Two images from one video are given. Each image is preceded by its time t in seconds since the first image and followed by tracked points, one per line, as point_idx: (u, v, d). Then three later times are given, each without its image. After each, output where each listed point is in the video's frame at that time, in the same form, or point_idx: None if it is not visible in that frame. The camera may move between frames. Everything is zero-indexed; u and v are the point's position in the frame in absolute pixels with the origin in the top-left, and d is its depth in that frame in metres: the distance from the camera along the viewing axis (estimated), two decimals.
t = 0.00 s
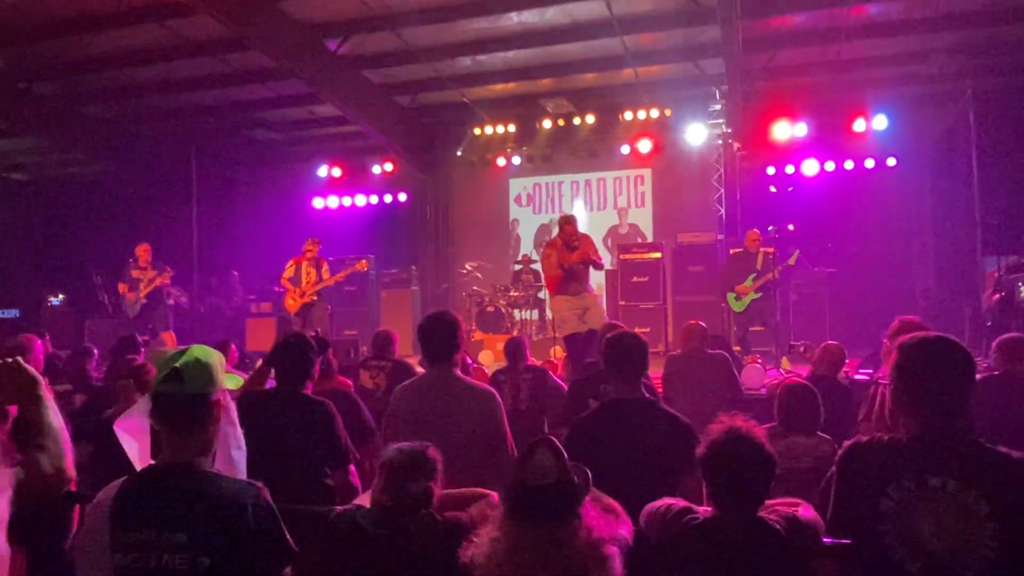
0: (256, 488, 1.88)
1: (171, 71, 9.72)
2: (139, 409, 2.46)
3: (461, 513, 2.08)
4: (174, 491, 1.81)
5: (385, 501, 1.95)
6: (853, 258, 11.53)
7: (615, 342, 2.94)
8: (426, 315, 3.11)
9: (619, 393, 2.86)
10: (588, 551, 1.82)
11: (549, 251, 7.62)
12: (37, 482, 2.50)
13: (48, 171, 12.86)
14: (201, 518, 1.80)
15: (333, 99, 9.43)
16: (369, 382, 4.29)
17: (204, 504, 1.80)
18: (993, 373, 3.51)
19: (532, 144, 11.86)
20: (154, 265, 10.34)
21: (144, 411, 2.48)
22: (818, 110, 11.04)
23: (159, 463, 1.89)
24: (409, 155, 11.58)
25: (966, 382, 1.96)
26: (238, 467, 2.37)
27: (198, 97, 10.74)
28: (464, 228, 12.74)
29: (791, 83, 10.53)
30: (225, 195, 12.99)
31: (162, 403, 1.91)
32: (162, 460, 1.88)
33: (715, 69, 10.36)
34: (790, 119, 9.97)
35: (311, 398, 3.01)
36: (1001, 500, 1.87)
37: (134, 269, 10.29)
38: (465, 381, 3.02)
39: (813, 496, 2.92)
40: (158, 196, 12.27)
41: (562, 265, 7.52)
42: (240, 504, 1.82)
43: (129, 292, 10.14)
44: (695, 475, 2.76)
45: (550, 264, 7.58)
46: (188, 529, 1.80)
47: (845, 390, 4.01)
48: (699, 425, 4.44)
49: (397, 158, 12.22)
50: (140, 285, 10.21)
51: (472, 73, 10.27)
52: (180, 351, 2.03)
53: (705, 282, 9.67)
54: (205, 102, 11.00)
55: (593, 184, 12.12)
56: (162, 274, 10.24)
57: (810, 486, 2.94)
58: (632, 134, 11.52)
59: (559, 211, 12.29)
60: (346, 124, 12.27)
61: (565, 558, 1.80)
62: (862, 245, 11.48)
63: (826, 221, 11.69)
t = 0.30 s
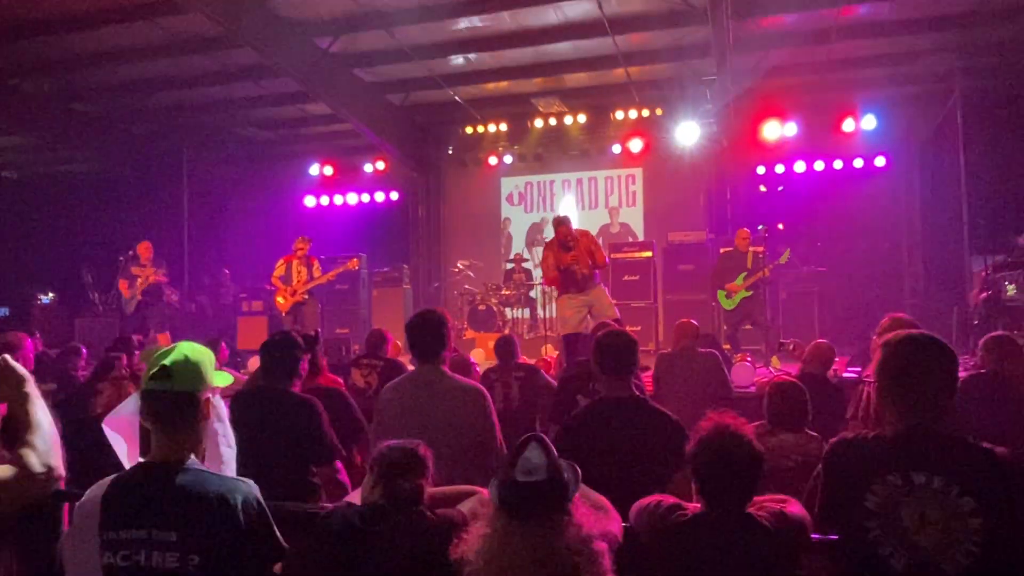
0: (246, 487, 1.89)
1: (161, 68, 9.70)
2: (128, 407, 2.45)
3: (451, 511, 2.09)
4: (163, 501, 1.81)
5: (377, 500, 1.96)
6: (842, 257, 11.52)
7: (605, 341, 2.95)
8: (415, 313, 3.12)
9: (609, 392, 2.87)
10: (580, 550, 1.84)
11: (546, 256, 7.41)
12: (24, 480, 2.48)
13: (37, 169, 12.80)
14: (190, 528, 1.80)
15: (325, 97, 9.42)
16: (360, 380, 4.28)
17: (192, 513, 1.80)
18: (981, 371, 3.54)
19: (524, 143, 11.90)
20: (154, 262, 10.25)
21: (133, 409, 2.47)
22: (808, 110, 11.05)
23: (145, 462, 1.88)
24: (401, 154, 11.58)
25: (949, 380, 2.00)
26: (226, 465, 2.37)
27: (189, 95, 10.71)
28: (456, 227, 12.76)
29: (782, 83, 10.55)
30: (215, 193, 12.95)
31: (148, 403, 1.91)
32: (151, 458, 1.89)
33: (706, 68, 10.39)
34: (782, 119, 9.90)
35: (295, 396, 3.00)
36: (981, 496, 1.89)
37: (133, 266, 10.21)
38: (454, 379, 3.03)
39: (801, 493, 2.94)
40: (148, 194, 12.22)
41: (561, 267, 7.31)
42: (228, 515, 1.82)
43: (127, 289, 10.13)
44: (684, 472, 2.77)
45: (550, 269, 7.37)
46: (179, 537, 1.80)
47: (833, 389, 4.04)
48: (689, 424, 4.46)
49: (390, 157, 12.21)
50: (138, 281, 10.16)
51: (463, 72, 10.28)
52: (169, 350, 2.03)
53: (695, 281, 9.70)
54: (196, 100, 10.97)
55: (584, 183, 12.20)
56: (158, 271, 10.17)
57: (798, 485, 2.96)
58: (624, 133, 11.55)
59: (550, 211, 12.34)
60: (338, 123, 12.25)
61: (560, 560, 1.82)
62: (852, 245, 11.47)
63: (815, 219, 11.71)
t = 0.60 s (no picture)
0: (230, 489, 1.88)
1: (144, 68, 9.64)
2: (107, 410, 2.42)
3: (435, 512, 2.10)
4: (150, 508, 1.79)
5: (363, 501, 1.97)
6: (822, 258, 11.72)
7: (589, 342, 2.95)
8: (396, 315, 3.11)
9: (594, 393, 2.88)
10: (562, 550, 1.84)
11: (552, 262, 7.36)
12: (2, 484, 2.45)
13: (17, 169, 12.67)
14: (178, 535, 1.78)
15: (309, 97, 9.38)
16: (344, 382, 4.26)
17: (181, 520, 1.79)
18: (961, 370, 3.57)
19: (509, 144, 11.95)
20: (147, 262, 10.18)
21: (112, 412, 2.44)
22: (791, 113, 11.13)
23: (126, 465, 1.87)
24: (386, 154, 11.56)
25: (930, 378, 2.02)
26: (209, 468, 2.35)
27: (171, 94, 10.63)
28: (441, 228, 12.76)
29: (766, 87, 10.59)
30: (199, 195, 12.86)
31: (129, 405, 1.90)
32: (131, 461, 1.87)
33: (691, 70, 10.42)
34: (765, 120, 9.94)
35: (268, 401, 3.00)
36: (960, 490, 1.91)
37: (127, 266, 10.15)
38: (437, 380, 3.02)
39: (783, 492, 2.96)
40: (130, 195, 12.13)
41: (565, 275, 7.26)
42: (218, 521, 1.81)
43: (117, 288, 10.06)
44: (668, 472, 2.77)
45: (554, 275, 7.33)
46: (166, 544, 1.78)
47: (815, 389, 4.07)
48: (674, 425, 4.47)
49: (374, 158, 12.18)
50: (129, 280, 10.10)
51: (448, 73, 10.26)
52: (148, 352, 2.02)
53: (679, 283, 9.75)
54: (179, 99, 10.89)
55: (570, 184, 12.21)
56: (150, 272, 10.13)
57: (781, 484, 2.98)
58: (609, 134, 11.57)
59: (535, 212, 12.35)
60: (322, 123, 12.20)
61: (545, 559, 1.82)
62: (831, 247, 11.68)
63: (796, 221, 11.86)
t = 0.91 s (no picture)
0: (211, 492, 1.85)
1: (125, 64, 9.52)
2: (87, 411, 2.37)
3: (420, 514, 2.08)
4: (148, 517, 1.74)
5: (347, 503, 1.94)
6: (810, 255, 11.64)
7: (576, 340, 2.93)
8: (380, 314, 3.07)
9: (582, 391, 2.86)
10: (553, 551, 1.84)
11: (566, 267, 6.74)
12: None
13: None
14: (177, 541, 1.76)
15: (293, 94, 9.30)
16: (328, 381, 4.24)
17: (177, 527, 1.76)
18: (946, 367, 3.59)
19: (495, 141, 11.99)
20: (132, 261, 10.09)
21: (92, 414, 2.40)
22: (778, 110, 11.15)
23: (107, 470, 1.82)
24: (371, 151, 11.49)
25: (916, 377, 2.03)
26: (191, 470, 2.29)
27: (153, 90, 10.50)
28: (426, 227, 12.76)
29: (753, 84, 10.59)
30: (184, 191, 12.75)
31: (108, 407, 1.86)
32: (110, 463, 1.84)
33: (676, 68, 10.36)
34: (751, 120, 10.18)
35: (248, 400, 2.97)
36: (949, 490, 1.90)
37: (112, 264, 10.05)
38: (421, 379, 2.99)
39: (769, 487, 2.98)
40: (111, 192, 11.99)
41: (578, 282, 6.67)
42: (215, 526, 1.81)
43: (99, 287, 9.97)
44: (654, 471, 2.77)
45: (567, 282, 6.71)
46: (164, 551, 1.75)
47: (801, 386, 4.08)
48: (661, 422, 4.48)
49: (359, 155, 12.13)
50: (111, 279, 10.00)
51: (433, 69, 10.20)
52: (127, 354, 1.99)
53: (665, 280, 9.76)
54: (161, 96, 10.76)
55: (557, 181, 12.26)
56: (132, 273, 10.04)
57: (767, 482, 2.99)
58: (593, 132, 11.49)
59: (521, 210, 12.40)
60: (307, 120, 12.12)
61: (536, 561, 1.80)
62: (819, 244, 11.60)
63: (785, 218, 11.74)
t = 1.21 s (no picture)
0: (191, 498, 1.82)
1: (98, 62, 9.36)
2: (64, 418, 2.35)
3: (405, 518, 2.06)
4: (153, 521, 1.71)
5: (331, 506, 1.93)
6: (788, 254, 11.83)
7: (559, 342, 2.93)
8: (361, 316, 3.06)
9: (566, 393, 2.86)
10: (539, 553, 1.82)
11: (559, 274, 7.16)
12: None
13: None
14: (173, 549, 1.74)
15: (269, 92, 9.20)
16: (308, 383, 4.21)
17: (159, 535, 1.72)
18: (923, 365, 3.64)
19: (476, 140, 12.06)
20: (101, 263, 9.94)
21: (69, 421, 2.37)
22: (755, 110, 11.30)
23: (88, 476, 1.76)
24: (349, 151, 11.42)
25: (896, 378, 2.06)
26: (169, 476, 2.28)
27: (126, 89, 10.34)
28: (406, 226, 12.82)
29: (731, 84, 10.69)
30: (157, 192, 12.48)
31: (87, 414, 1.83)
32: (88, 469, 1.79)
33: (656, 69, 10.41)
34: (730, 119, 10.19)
35: (224, 403, 2.93)
36: (929, 489, 1.93)
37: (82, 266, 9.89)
38: (403, 380, 2.97)
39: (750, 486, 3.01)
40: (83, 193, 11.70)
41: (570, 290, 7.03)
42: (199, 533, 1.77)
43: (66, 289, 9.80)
44: (638, 472, 2.78)
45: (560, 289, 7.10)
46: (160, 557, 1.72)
47: (780, 384, 4.13)
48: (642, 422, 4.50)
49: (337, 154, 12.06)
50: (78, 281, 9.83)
51: (412, 67, 10.15)
52: (106, 358, 1.95)
53: (644, 279, 9.82)
54: (133, 94, 10.59)
55: (537, 180, 12.37)
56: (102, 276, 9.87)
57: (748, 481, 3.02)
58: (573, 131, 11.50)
59: (502, 210, 12.53)
60: (284, 119, 12.00)
61: (522, 564, 1.80)
62: (796, 243, 11.77)
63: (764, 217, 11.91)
